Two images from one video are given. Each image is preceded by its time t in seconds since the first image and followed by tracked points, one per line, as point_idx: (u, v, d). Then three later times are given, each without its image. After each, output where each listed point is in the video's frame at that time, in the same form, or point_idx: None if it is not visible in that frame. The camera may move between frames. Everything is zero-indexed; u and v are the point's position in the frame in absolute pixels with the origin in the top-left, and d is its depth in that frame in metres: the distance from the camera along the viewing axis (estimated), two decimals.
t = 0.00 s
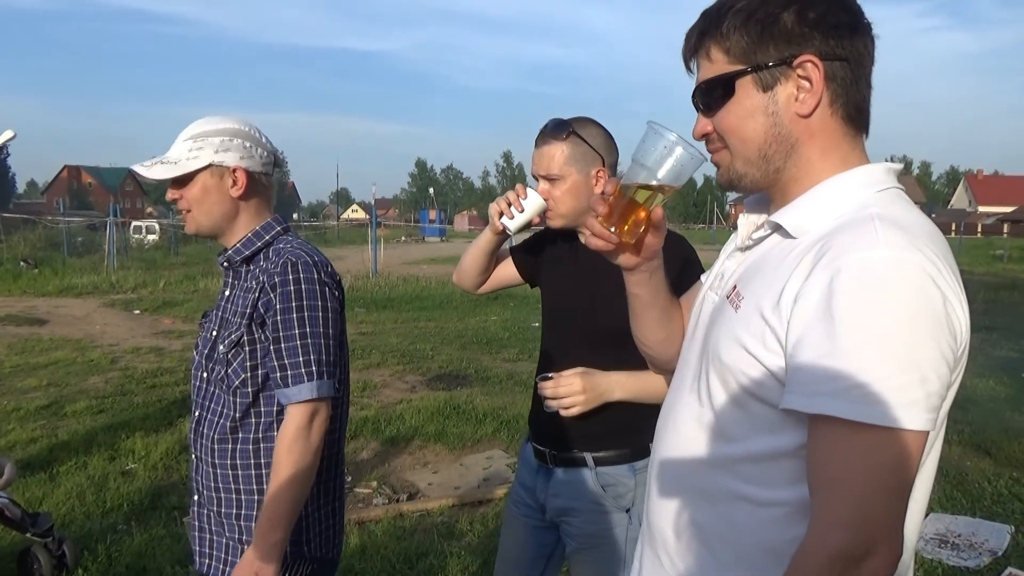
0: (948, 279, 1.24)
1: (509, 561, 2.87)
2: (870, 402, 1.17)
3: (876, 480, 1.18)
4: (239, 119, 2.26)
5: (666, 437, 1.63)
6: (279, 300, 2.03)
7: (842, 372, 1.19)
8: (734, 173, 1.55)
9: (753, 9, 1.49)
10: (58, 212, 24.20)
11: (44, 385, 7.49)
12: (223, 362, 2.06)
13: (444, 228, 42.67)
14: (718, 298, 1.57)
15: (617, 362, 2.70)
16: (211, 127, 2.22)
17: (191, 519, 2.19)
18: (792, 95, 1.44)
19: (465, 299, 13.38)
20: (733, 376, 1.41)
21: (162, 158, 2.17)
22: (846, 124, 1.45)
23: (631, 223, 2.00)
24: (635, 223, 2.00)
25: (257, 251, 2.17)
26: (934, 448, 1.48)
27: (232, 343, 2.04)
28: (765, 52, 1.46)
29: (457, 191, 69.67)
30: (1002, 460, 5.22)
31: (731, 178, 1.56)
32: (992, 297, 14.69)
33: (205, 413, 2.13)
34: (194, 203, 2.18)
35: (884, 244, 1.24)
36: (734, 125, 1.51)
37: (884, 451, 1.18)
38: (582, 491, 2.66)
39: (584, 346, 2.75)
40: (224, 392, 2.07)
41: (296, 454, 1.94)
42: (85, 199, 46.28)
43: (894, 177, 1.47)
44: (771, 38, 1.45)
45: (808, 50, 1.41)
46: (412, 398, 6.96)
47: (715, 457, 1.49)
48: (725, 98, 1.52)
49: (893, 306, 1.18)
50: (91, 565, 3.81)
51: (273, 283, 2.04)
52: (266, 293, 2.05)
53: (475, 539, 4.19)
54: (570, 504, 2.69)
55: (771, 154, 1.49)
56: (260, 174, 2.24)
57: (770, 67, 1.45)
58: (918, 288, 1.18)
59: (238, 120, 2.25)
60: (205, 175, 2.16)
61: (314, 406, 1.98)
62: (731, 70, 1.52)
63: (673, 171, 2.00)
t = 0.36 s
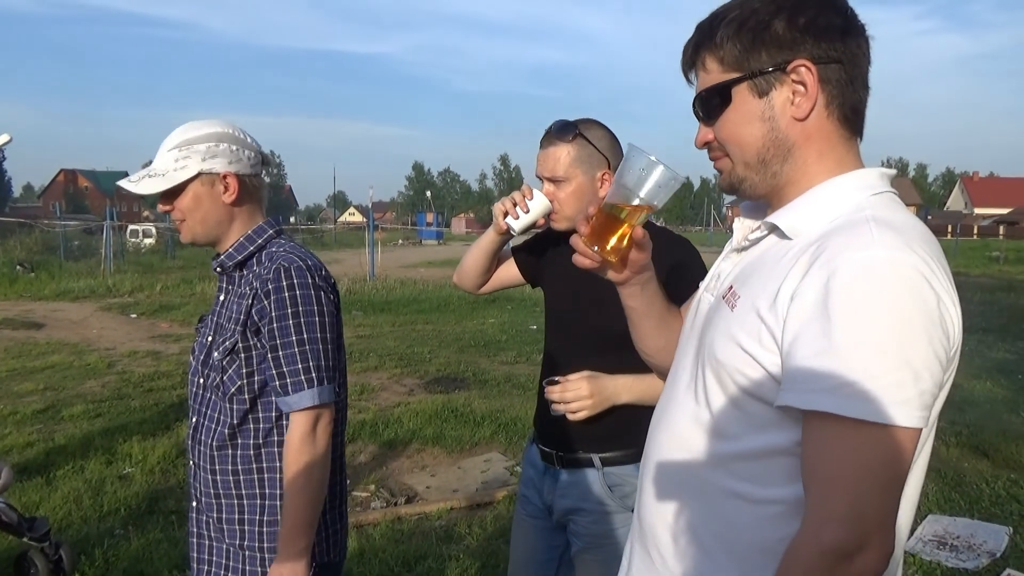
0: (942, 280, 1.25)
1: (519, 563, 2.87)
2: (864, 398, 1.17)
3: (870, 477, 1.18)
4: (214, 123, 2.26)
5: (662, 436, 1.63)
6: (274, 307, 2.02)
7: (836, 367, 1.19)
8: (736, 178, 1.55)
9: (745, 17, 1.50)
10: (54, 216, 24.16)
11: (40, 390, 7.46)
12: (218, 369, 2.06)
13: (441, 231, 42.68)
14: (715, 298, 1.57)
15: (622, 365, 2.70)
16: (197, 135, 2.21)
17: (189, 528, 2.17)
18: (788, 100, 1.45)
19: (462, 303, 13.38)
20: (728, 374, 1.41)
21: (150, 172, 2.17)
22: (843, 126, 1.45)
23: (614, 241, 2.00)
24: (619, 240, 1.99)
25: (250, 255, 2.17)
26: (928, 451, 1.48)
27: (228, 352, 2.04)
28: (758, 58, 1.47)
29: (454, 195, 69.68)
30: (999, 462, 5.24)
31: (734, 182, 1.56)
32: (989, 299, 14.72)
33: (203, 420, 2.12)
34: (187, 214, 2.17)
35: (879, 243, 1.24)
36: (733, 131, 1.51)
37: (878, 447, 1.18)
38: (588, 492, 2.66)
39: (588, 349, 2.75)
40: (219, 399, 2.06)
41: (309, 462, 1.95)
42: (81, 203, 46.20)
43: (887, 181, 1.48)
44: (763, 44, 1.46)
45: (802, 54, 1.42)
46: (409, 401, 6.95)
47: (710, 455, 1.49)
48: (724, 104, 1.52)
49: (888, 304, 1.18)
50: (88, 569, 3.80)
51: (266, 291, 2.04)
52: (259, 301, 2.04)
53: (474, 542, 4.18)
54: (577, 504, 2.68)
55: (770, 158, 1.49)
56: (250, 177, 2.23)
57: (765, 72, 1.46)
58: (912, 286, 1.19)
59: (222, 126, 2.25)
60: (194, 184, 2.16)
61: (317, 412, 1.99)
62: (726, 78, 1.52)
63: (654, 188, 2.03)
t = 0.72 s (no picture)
0: (925, 274, 1.27)
1: (516, 561, 2.86)
2: (850, 391, 1.19)
3: (861, 470, 1.20)
4: (269, 125, 2.28)
5: (655, 437, 1.64)
6: (281, 300, 2.03)
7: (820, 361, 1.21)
8: (720, 184, 1.56)
9: (724, 24, 1.52)
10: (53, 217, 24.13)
11: (38, 390, 7.45)
12: (229, 366, 2.05)
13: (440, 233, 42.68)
14: (705, 298, 1.58)
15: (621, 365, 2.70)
16: (246, 124, 2.22)
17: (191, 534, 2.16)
18: (767, 106, 1.46)
19: (461, 304, 13.37)
20: (716, 372, 1.43)
21: (190, 144, 2.15)
22: (824, 131, 1.46)
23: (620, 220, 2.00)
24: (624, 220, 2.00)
25: (259, 256, 2.16)
26: (919, 445, 1.49)
27: (243, 346, 2.03)
28: (737, 64, 1.48)
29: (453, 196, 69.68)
30: (998, 465, 5.24)
31: (718, 189, 1.57)
32: (989, 302, 14.71)
33: (204, 422, 2.11)
34: (210, 195, 2.16)
35: (862, 239, 1.26)
36: (715, 137, 1.53)
37: (868, 440, 1.19)
38: (585, 490, 2.65)
39: (584, 349, 2.75)
40: (227, 397, 2.05)
41: (283, 456, 1.92)
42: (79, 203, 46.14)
43: (875, 180, 1.49)
44: (742, 51, 1.47)
45: (780, 61, 1.43)
46: (408, 403, 6.94)
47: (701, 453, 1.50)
48: (706, 111, 1.54)
49: (870, 298, 1.20)
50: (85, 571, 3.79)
51: (274, 283, 2.05)
52: (269, 293, 2.05)
53: (473, 544, 4.18)
54: (574, 503, 2.68)
55: (751, 163, 1.50)
56: (280, 184, 2.26)
57: (743, 79, 1.48)
58: (894, 281, 1.21)
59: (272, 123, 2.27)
60: (232, 172, 2.17)
61: (305, 408, 1.97)
62: (707, 85, 1.54)
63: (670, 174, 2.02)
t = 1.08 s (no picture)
0: (913, 269, 1.28)
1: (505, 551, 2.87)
2: (834, 380, 1.20)
3: (844, 460, 1.21)
4: (274, 122, 2.27)
5: (651, 435, 1.66)
6: (292, 304, 2.02)
7: (805, 351, 1.23)
8: (713, 181, 1.57)
9: (717, 21, 1.52)
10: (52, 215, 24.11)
11: (37, 388, 7.44)
12: (231, 367, 2.04)
13: (439, 233, 42.68)
14: (699, 295, 1.60)
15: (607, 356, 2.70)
16: (255, 124, 2.22)
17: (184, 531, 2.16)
18: (759, 103, 1.47)
19: (460, 304, 13.36)
20: (708, 366, 1.45)
21: (198, 144, 2.15)
22: (816, 129, 1.46)
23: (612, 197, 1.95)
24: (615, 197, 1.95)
25: (266, 255, 2.15)
26: (916, 445, 1.49)
27: (242, 349, 2.02)
28: (729, 61, 1.49)
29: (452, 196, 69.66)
30: (997, 467, 5.24)
31: (710, 186, 1.59)
32: (990, 304, 14.72)
33: (204, 420, 2.10)
34: (219, 196, 2.15)
35: (851, 233, 1.28)
36: (708, 134, 1.54)
37: (852, 430, 1.21)
38: (569, 481, 2.66)
39: (574, 345, 2.74)
40: (228, 398, 2.04)
41: (300, 464, 1.93)
42: (78, 201, 46.09)
43: (866, 176, 1.50)
44: (734, 48, 1.48)
45: (772, 59, 1.44)
46: (407, 402, 6.94)
47: (692, 448, 1.51)
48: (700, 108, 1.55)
49: (853, 289, 1.22)
50: (83, 569, 3.79)
51: (285, 288, 2.04)
52: (277, 297, 2.04)
53: (471, 543, 4.18)
54: (558, 493, 2.68)
55: (742, 160, 1.52)
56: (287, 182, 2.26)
57: (735, 76, 1.48)
58: (880, 273, 1.23)
59: (279, 123, 2.27)
60: (239, 172, 2.16)
61: (316, 415, 1.97)
62: (699, 81, 1.55)
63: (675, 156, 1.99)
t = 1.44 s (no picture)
0: (908, 264, 1.29)
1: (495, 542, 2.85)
2: (829, 374, 1.21)
3: (838, 454, 1.21)
4: (275, 121, 2.27)
5: (648, 432, 1.66)
6: (302, 300, 2.01)
7: (798, 344, 1.23)
8: (710, 175, 1.59)
9: (726, 17, 1.52)
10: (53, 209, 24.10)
11: (36, 382, 7.45)
12: (239, 364, 2.04)
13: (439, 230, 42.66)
14: (696, 292, 1.61)
15: (587, 347, 2.71)
16: (252, 122, 2.21)
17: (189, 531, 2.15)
18: (760, 100, 1.47)
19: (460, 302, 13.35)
20: (704, 361, 1.45)
21: (194, 141, 2.14)
22: (816, 130, 1.47)
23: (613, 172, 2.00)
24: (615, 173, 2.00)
25: (264, 253, 2.15)
26: (911, 442, 1.50)
27: (249, 346, 2.03)
28: (733, 58, 1.49)
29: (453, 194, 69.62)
30: (995, 469, 5.24)
31: (708, 179, 1.60)
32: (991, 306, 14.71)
33: (206, 418, 2.10)
34: (212, 193, 2.15)
35: (846, 230, 1.29)
36: (708, 128, 1.55)
37: (847, 425, 1.21)
38: (555, 472, 2.65)
39: (556, 338, 2.75)
40: (235, 396, 2.04)
41: (328, 456, 1.96)
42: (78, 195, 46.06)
43: (864, 175, 1.50)
44: (738, 45, 1.48)
45: (776, 58, 1.43)
46: (406, 399, 6.94)
47: (689, 444, 1.52)
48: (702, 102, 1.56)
49: (847, 282, 1.23)
50: (81, 563, 3.80)
51: (297, 282, 2.03)
52: (286, 293, 2.04)
53: (469, 541, 4.18)
54: (545, 483, 2.68)
55: (740, 156, 1.52)
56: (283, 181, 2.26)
57: (738, 73, 1.48)
58: (874, 268, 1.24)
59: (277, 122, 2.26)
60: (235, 170, 2.16)
61: (337, 405, 1.99)
62: (703, 75, 1.55)
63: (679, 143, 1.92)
